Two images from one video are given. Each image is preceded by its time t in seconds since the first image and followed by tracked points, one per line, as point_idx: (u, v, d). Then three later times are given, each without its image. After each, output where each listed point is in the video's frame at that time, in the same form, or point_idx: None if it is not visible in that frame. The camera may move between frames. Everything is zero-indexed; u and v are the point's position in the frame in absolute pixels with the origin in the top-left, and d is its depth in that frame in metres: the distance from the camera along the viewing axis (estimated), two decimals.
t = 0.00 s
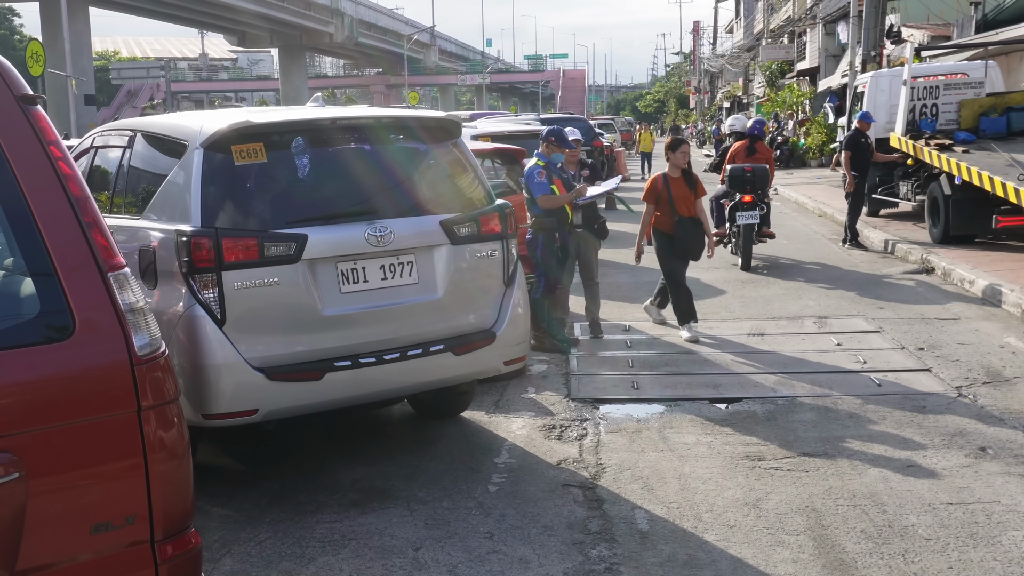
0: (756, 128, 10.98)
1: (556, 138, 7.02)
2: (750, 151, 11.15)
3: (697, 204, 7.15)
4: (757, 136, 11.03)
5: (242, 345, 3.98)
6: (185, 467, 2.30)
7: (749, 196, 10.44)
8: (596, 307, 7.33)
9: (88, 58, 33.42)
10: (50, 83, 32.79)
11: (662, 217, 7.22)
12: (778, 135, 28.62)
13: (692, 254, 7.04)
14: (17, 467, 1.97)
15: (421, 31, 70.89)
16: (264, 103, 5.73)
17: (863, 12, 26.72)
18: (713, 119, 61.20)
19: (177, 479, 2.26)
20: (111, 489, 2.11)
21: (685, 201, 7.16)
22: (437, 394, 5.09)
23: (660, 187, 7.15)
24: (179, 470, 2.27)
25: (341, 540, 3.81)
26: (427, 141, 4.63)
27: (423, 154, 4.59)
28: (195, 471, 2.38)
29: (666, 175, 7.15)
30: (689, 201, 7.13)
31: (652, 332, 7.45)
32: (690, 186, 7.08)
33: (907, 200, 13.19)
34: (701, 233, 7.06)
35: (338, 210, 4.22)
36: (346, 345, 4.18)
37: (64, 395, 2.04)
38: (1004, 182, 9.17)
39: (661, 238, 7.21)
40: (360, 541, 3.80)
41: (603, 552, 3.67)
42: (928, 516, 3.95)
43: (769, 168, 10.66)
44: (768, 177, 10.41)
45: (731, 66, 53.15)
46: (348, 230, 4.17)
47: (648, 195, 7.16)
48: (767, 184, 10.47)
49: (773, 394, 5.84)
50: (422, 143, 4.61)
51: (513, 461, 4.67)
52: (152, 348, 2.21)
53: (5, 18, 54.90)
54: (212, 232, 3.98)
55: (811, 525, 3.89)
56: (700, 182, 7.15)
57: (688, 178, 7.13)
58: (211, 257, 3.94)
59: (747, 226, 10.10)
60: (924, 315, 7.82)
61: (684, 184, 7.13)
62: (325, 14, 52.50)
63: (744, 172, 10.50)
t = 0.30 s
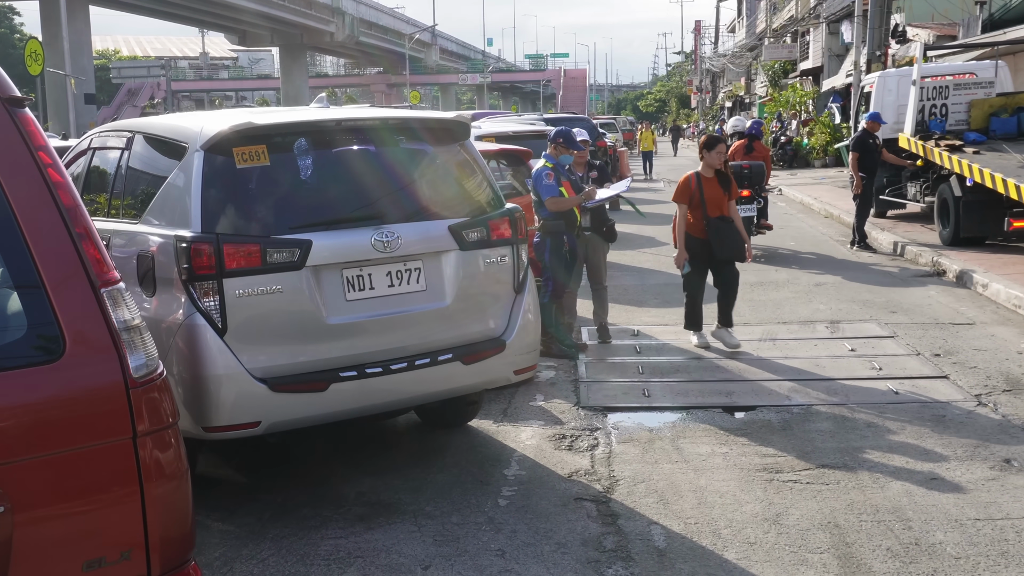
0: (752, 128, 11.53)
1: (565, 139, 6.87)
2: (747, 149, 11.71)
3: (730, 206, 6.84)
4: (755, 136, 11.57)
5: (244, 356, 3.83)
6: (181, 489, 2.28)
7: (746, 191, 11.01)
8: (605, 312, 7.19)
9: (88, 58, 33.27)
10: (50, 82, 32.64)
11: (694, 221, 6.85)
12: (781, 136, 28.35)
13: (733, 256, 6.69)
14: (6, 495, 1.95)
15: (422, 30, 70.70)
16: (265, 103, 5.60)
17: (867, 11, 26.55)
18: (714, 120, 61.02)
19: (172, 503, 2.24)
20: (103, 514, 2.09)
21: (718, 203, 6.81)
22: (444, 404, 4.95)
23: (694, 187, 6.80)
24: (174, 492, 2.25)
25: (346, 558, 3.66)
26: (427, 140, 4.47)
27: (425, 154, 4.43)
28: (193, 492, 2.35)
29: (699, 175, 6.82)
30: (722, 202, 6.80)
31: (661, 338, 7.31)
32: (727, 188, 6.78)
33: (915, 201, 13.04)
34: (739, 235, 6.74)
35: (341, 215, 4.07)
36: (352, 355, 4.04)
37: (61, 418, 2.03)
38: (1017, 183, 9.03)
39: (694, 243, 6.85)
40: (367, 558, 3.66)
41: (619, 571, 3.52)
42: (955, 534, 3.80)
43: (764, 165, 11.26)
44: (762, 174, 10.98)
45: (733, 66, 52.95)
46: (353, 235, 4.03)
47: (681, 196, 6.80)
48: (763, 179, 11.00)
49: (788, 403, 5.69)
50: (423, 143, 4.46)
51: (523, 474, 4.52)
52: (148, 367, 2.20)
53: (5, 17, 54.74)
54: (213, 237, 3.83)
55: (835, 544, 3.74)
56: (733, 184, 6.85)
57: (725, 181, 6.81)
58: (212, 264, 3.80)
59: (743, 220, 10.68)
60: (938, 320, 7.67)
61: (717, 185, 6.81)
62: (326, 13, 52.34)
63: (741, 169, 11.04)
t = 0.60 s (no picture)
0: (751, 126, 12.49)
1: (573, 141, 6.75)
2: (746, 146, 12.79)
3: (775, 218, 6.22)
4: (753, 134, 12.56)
5: (247, 364, 3.72)
6: (180, 511, 2.26)
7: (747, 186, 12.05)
8: (613, 316, 7.07)
9: (88, 58, 33.17)
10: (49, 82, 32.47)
11: (736, 234, 6.23)
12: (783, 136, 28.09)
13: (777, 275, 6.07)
14: (3, 516, 1.94)
15: (422, 30, 70.51)
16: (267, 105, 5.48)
17: (870, 11, 26.41)
18: (715, 120, 60.84)
19: (171, 525, 2.23)
20: (101, 536, 2.08)
21: (761, 215, 6.18)
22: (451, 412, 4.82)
23: (736, 197, 6.17)
24: (174, 514, 2.24)
25: (354, 572, 3.55)
26: (427, 141, 4.34)
27: (426, 154, 4.30)
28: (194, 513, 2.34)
29: (741, 184, 6.18)
30: (765, 214, 6.18)
31: (669, 342, 7.19)
32: (769, 197, 6.16)
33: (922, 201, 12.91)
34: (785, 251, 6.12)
35: (345, 219, 3.96)
36: (359, 363, 3.92)
37: (60, 437, 2.03)
38: None
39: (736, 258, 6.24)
40: (375, 572, 3.55)
41: None
42: (981, 547, 3.68)
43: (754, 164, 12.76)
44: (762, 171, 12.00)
45: (734, 66, 52.79)
46: (358, 240, 3.91)
47: (722, 207, 6.17)
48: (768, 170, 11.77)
49: (802, 409, 5.57)
50: (425, 144, 4.33)
51: (533, 483, 4.41)
52: (147, 383, 2.21)
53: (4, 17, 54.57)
54: (215, 242, 3.72)
55: (856, 558, 3.62)
56: (777, 194, 6.22)
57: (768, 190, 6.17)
58: (214, 270, 3.68)
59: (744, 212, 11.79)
60: (951, 323, 7.54)
61: (761, 196, 6.19)
62: (326, 13, 52.17)
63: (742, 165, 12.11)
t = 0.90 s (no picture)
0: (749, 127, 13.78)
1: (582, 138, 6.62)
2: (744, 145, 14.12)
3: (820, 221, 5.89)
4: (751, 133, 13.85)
5: (252, 368, 3.60)
6: (183, 524, 2.15)
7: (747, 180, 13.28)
8: (622, 317, 6.96)
9: (88, 57, 33.12)
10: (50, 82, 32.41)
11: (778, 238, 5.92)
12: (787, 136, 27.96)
13: (817, 280, 5.74)
14: None
15: (423, 29, 70.40)
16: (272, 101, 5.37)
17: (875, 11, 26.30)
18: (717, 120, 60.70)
19: (174, 540, 2.11)
20: (100, 553, 1.96)
21: (805, 218, 5.86)
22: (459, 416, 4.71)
23: (775, 199, 5.89)
24: (177, 528, 2.12)
25: None
26: (426, 137, 4.19)
27: (426, 152, 4.15)
28: (199, 528, 2.22)
29: (783, 185, 5.90)
30: (810, 217, 5.86)
31: (679, 343, 7.08)
32: (813, 199, 5.85)
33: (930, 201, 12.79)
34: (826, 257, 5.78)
35: (349, 218, 3.84)
36: (366, 366, 3.81)
37: (60, 446, 1.92)
38: None
39: (775, 263, 5.89)
40: None
41: None
42: (1009, 557, 3.56)
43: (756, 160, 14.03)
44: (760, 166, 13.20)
45: (736, 66, 52.65)
46: (365, 239, 3.79)
47: (760, 209, 5.89)
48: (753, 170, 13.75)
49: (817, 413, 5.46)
50: (430, 141, 4.21)
51: (545, 489, 4.29)
52: (150, 391, 2.10)
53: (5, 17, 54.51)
54: (217, 241, 3.61)
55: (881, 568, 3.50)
56: (823, 196, 5.90)
57: (812, 192, 5.86)
58: (218, 270, 3.57)
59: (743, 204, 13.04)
60: (965, 325, 7.43)
61: (805, 198, 5.87)
62: (328, 12, 52.10)
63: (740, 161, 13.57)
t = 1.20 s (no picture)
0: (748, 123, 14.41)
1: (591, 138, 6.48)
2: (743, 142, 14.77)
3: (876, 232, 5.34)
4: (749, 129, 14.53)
5: (257, 376, 3.47)
6: (188, 549, 2.05)
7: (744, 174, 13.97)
8: (631, 320, 6.83)
9: (89, 57, 33.06)
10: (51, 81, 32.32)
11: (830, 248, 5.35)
12: (790, 135, 27.82)
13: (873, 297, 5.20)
14: None
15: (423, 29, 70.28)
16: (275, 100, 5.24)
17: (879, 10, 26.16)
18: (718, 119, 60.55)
19: (179, 567, 2.02)
20: None
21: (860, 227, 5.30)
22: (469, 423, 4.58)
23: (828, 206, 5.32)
24: (182, 554, 2.02)
25: None
26: (427, 136, 4.03)
27: (427, 153, 3.98)
28: (205, 550, 2.11)
29: (837, 191, 5.34)
30: (866, 226, 5.30)
31: (690, 347, 6.95)
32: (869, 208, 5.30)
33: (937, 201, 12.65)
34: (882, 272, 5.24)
35: (352, 222, 3.68)
36: (375, 374, 3.68)
37: (61, 473, 1.82)
38: None
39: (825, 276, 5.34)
40: None
41: None
42: None
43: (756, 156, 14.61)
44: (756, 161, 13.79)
45: (738, 65, 52.50)
46: (372, 242, 3.66)
47: (812, 215, 5.32)
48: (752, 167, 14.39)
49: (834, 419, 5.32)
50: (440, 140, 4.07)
51: (558, 500, 4.16)
52: (152, 413, 1.99)
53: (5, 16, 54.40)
54: (220, 245, 3.47)
55: None
56: (880, 205, 5.36)
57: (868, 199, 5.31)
58: (221, 274, 3.43)
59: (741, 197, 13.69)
60: (980, 327, 7.29)
61: (860, 205, 5.32)
62: (328, 11, 51.99)
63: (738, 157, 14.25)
